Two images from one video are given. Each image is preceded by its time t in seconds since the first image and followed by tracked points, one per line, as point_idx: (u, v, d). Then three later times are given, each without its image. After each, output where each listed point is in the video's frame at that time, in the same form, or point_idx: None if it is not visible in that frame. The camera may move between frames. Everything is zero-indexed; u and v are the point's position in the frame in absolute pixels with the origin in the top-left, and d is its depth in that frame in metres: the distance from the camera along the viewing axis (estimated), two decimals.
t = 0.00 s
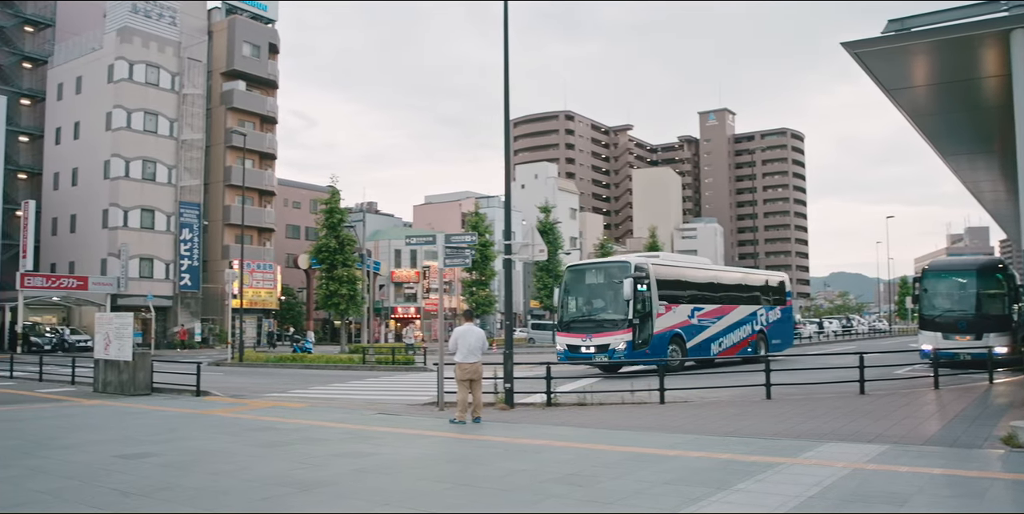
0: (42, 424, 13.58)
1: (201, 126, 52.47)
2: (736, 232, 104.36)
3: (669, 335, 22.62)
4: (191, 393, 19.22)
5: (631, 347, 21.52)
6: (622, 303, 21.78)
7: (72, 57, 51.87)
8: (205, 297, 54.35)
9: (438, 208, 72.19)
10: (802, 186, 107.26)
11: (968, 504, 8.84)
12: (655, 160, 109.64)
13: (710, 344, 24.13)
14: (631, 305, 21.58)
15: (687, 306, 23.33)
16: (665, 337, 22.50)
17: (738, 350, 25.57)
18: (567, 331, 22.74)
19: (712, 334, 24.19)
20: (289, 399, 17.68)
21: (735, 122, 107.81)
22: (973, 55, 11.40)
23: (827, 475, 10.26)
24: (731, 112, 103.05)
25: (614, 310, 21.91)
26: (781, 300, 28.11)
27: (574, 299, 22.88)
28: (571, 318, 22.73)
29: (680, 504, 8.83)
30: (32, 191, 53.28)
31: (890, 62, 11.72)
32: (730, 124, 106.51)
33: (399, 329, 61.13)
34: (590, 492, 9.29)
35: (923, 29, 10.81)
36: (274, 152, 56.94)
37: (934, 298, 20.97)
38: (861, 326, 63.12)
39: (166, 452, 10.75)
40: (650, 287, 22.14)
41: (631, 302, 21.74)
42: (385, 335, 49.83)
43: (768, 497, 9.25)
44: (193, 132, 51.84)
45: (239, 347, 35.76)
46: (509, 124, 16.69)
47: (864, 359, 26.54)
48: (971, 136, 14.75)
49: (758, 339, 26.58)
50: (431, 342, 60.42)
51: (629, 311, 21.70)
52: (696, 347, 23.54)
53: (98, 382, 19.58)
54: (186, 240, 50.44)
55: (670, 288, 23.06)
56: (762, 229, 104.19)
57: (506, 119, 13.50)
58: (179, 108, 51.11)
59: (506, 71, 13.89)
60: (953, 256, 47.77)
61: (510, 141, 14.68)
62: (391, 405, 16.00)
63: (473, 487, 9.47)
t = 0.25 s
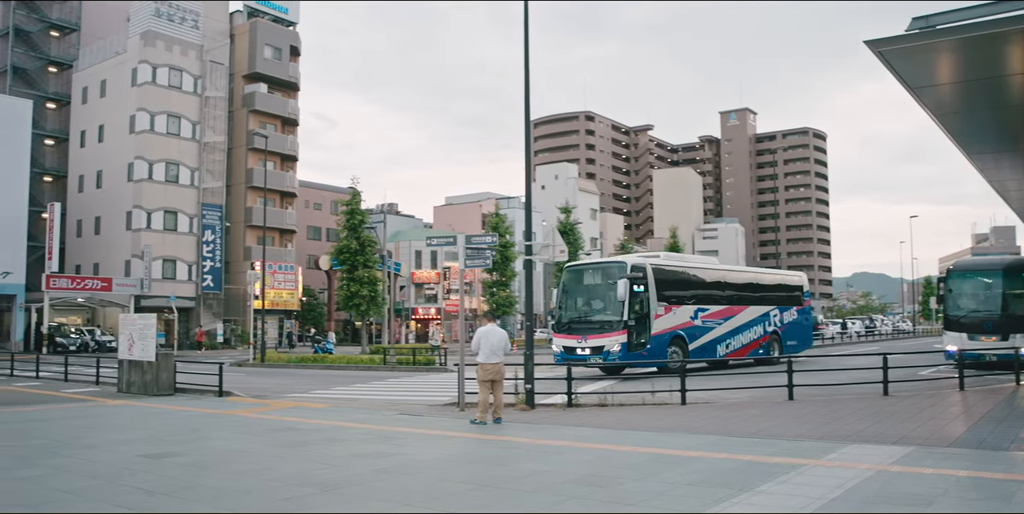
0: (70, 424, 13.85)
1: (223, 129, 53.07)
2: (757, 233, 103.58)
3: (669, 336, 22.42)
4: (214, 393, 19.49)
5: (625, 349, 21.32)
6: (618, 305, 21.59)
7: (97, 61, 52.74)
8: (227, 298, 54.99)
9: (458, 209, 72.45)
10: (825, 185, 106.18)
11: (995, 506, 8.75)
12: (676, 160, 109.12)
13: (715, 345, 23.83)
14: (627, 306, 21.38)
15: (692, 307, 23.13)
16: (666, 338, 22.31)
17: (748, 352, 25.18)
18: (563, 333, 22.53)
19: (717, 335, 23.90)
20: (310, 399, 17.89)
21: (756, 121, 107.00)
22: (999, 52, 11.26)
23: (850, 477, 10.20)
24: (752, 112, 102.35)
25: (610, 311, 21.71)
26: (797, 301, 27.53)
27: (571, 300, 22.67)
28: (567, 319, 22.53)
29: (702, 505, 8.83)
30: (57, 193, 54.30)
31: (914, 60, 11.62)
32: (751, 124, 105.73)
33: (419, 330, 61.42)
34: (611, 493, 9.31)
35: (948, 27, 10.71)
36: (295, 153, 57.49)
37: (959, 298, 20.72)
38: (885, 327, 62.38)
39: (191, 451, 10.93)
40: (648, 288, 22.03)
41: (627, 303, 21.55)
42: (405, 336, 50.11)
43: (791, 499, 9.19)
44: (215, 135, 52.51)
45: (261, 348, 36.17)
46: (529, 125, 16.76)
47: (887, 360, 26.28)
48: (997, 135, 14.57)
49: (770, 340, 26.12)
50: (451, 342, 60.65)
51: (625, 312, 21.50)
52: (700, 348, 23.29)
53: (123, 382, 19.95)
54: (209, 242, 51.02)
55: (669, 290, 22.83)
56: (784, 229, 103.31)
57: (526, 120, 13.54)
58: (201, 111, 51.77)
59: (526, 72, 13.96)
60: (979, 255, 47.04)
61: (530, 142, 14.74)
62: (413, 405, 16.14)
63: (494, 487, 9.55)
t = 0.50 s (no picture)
0: (90, 423, 14.05)
1: (238, 129, 53.49)
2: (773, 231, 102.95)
3: (660, 336, 22.23)
4: (230, 392, 19.70)
5: (611, 350, 21.17)
6: (603, 305, 21.42)
7: (114, 63, 53.25)
8: (243, 299, 55.34)
9: (472, 209, 72.55)
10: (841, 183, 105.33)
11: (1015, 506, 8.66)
12: (691, 159, 108.70)
13: (712, 345, 23.56)
14: (612, 306, 21.20)
15: (686, 306, 22.90)
16: (657, 338, 22.12)
17: (749, 352, 24.79)
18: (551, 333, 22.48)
19: (715, 335, 23.60)
20: (325, 399, 18.02)
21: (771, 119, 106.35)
22: (1018, 48, 11.14)
23: (867, 477, 10.14)
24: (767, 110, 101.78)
25: (595, 311, 21.56)
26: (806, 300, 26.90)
27: (559, 299, 22.60)
28: (555, 319, 22.47)
29: (717, 504, 8.80)
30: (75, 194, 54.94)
31: (932, 56, 11.51)
32: (766, 122, 105.10)
33: (434, 330, 61.53)
34: (626, 492, 9.31)
35: (966, 22, 10.61)
36: (310, 154, 57.84)
37: (977, 297, 20.50)
38: (902, 326, 61.81)
39: (208, 450, 11.03)
40: (636, 289, 21.86)
41: (611, 303, 21.36)
42: (419, 336, 50.24)
43: (808, 498, 9.13)
44: (230, 135, 52.90)
45: (276, 348, 36.40)
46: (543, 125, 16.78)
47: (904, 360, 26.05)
48: (1015, 132, 14.41)
49: (775, 339, 25.63)
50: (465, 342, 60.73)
51: (610, 312, 21.32)
52: (695, 348, 23.05)
53: (139, 382, 20.18)
54: (224, 242, 51.13)
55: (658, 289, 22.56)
56: (799, 228, 102.62)
57: (540, 120, 13.58)
58: (217, 111, 52.19)
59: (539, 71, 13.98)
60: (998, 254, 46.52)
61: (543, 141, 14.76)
62: (427, 405, 16.21)
63: (509, 485, 9.57)
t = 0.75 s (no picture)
0: (109, 427, 14.21)
1: (253, 133, 53.99)
2: (788, 232, 102.31)
3: (649, 339, 21.96)
4: (246, 395, 19.86)
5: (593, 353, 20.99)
6: (586, 309, 21.22)
7: (130, 69, 53.84)
8: (259, 302, 55.73)
9: (486, 211, 72.72)
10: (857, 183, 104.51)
11: None
12: (705, 160, 108.32)
13: (708, 348, 23.22)
14: (593, 310, 20.96)
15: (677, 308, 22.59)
16: (645, 341, 21.84)
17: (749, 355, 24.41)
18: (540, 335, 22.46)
19: (710, 338, 23.25)
20: (341, 402, 18.13)
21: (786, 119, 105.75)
22: None
23: (886, 480, 10.05)
24: (782, 110, 101.23)
25: (579, 314, 21.39)
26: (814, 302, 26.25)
27: (547, 302, 22.53)
28: (544, 321, 22.42)
29: (734, 506, 8.75)
30: (92, 200, 55.62)
31: (948, 54, 11.41)
32: (781, 122, 104.52)
33: (449, 332, 61.67)
34: (642, 495, 9.28)
35: (983, 21, 10.52)
36: (325, 158, 58.22)
37: (996, 297, 20.28)
38: (920, 326, 61.20)
39: (224, 454, 11.13)
40: (621, 291, 21.57)
41: (594, 306, 21.12)
42: (434, 338, 50.41)
43: (826, 501, 9.06)
44: (246, 140, 53.37)
45: (292, 351, 36.62)
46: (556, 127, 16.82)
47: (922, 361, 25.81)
48: None
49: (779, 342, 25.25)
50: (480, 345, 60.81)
51: (592, 315, 21.11)
52: (688, 351, 22.75)
53: (156, 386, 20.39)
54: (240, 246, 51.91)
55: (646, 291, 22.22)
56: (815, 228, 101.93)
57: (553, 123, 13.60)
58: (232, 116, 52.76)
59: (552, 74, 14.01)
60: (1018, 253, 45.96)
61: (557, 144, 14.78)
62: (442, 408, 16.26)
63: (524, 488, 9.57)
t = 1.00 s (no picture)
0: (129, 427, 14.42)
1: (269, 135, 54.47)
2: (804, 233, 101.61)
3: (634, 341, 21.93)
4: (262, 396, 20.06)
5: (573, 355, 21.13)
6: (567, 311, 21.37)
7: (147, 72, 54.43)
8: (275, 303, 56.11)
9: (501, 213, 72.81)
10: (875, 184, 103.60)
11: None
12: (721, 161, 107.88)
13: (700, 350, 23.08)
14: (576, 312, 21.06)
15: (665, 310, 22.47)
16: (632, 343, 21.75)
17: (747, 357, 24.15)
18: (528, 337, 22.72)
19: (702, 340, 23.09)
20: (357, 403, 18.26)
21: (802, 120, 105.12)
22: None
23: (905, 482, 10.00)
24: (798, 111, 100.63)
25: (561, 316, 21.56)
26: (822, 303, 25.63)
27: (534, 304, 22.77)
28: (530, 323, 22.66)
29: (752, 508, 8.73)
30: (110, 202, 56.33)
31: (968, 54, 11.33)
32: (797, 123, 103.92)
33: (464, 334, 61.77)
34: (659, 497, 9.28)
35: (1002, 21, 10.44)
36: (340, 159, 58.57)
37: (1016, 299, 20.06)
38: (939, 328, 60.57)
39: (242, 455, 11.26)
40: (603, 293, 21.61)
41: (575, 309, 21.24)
42: (448, 340, 50.53)
43: (845, 503, 9.02)
44: (262, 142, 53.83)
45: (308, 352, 36.85)
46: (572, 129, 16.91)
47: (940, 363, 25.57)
48: None
49: (781, 345, 24.89)
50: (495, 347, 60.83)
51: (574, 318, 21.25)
52: (678, 354, 22.64)
53: (174, 386, 20.63)
54: (256, 247, 52.42)
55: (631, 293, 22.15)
56: (832, 230, 101.16)
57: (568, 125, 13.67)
58: (248, 118, 53.26)
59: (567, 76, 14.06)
60: None
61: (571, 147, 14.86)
62: (458, 409, 16.36)
63: (540, 490, 9.60)
